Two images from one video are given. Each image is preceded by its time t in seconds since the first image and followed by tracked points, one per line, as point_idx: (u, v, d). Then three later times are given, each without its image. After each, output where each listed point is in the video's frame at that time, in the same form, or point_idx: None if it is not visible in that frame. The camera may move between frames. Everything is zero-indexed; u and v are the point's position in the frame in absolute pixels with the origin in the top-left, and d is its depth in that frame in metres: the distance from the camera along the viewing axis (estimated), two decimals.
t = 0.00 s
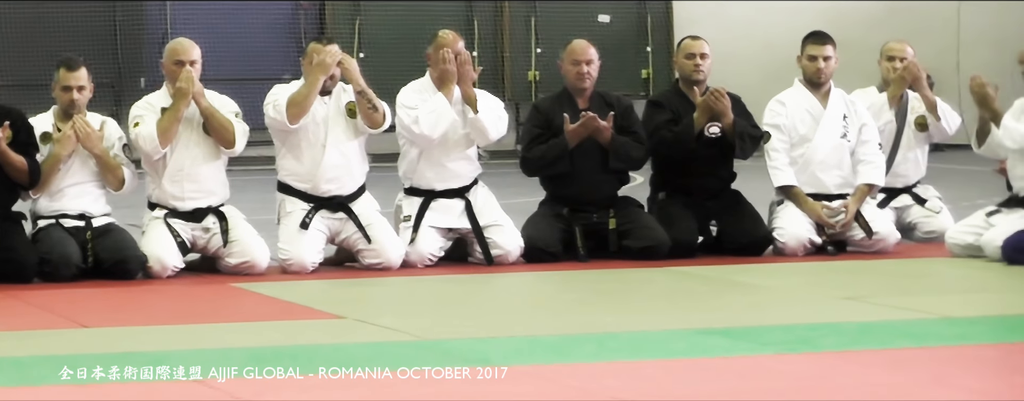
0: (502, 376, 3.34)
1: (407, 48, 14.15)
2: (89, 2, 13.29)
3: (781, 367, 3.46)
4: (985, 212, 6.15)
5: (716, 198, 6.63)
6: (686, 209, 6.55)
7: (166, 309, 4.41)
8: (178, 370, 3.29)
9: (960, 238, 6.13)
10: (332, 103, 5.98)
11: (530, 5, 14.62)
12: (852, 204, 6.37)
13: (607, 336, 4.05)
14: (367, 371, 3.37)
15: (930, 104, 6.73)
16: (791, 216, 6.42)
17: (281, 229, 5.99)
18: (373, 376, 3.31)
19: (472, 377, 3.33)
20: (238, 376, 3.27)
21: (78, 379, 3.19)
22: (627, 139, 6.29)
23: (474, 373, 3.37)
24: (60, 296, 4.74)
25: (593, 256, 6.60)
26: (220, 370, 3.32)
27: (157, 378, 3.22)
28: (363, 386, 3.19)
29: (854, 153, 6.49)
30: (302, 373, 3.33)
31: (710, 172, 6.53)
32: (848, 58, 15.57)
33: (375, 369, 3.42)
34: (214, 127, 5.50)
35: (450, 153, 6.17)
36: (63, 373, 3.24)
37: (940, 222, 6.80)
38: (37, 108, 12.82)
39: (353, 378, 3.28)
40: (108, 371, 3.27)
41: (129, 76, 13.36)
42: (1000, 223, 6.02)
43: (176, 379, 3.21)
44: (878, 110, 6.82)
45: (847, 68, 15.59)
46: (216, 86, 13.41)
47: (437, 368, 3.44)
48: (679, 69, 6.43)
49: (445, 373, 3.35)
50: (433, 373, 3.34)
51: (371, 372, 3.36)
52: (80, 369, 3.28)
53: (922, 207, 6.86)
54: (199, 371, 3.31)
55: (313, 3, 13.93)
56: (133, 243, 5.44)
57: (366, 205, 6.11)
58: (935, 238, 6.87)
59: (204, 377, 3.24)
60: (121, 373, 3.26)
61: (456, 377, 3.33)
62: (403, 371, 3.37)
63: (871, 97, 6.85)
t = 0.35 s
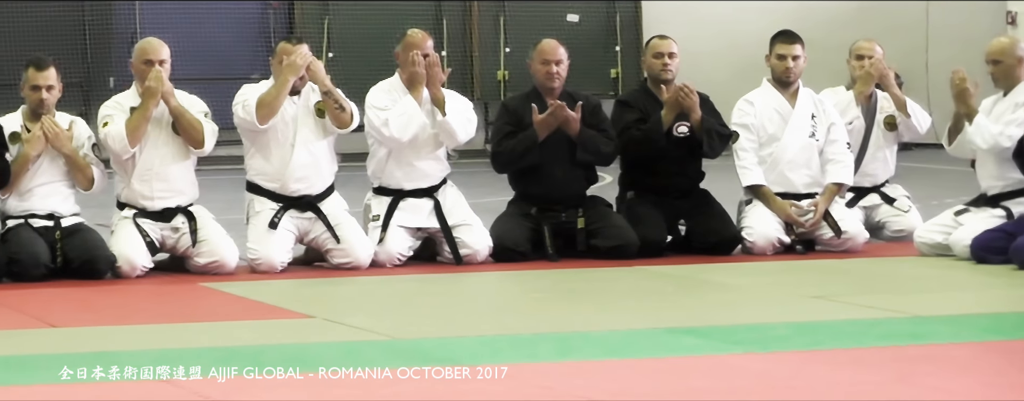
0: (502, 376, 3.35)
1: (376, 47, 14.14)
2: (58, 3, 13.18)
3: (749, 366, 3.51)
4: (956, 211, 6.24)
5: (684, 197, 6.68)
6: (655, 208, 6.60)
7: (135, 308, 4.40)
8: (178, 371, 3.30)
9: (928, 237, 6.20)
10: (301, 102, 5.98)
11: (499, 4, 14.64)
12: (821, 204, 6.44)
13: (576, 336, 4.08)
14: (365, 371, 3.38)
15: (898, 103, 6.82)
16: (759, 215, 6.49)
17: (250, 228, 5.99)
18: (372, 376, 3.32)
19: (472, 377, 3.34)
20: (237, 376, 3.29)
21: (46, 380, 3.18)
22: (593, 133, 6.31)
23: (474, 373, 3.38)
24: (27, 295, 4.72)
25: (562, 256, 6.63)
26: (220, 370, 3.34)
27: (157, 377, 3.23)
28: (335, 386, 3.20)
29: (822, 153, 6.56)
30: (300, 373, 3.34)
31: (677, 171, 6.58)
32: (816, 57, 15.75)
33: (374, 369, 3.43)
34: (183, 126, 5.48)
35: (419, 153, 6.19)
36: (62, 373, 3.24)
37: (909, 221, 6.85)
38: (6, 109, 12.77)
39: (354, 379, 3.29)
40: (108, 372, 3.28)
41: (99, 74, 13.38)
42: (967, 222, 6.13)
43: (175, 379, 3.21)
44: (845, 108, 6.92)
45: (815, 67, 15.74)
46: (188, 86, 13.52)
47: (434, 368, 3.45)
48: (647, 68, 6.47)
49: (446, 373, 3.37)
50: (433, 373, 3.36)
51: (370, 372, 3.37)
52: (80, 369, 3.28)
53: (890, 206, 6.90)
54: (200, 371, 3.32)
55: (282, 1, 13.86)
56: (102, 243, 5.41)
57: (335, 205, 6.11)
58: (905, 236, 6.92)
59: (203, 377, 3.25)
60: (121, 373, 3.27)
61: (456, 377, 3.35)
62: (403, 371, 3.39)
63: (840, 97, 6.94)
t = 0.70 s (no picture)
0: (501, 377, 3.38)
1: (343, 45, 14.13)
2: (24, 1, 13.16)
3: (718, 365, 3.56)
4: (922, 210, 6.33)
5: (651, 198, 6.75)
6: (622, 208, 6.65)
7: (102, 309, 4.39)
8: (176, 370, 3.33)
9: (895, 236, 6.29)
10: (269, 102, 5.97)
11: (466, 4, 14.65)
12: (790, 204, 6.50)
13: (542, 336, 4.11)
14: (365, 371, 3.41)
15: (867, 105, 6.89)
16: (725, 215, 6.56)
17: (217, 229, 6.00)
18: (373, 376, 3.35)
19: (472, 377, 3.37)
20: (236, 376, 3.33)
21: (14, 381, 3.18)
22: (561, 128, 6.36)
23: (474, 373, 3.41)
24: None
25: (528, 256, 6.67)
26: (220, 370, 3.38)
27: (157, 377, 3.25)
28: (309, 386, 3.22)
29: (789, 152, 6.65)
30: (299, 373, 3.37)
31: (644, 171, 6.63)
32: (784, 55, 15.83)
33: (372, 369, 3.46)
34: (151, 126, 5.46)
35: (386, 155, 6.20)
36: (62, 373, 3.26)
37: (876, 220, 6.95)
38: None
39: (353, 379, 3.32)
40: (108, 372, 3.30)
41: (66, 75, 13.32)
42: (935, 221, 6.21)
43: (176, 379, 3.24)
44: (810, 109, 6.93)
45: (782, 67, 15.83)
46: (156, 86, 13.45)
47: (433, 368, 3.48)
48: (613, 68, 6.52)
49: (445, 373, 3.40)
50: (433, 373, 3.39)
51: (369, 372, 3.40)
52: (79, 369, 3.30)
53: (857, 206, 6.99)
54: (199, 371, 3.36)
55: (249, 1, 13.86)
56: (69, 244, 5.39)
57: (303, 205, 6.11)
58: (871, 236, 7.03)
59: (203, 377, 3.29)
60: (121, 373, 3.29)
61: (455, 377, 3.38)
62: (403, 371, 3.42)
63: (807, 97, 6.97)
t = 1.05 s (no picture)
0: (501, 376, 3.42)
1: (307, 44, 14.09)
2: None
3: (682, 365, 3.62)
4: (885, 211, 6.43)
5: (615, 197, 6.79)
6: (585, 209, 6.70)
7: (65, 309, 4.39)
8: (177, 370, 3.38)
9: (858, 236, 6.37)
10: (233, 103, 5.97)
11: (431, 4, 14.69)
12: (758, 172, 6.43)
13: (506, 336, 4.14)
14: (365, 370, 3.45)
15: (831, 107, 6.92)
16: (689, 217, 6.60)
17: (181, 229, 6.00)
18: (377, 376, 3.40)
19: (472, 377, 3.41)
20: (236, 376, 3.36)
21: None
22: (525, 124, 6.39)
23: (474, 373, 3.45)
24: None
25: (492, 256, 6.69)
26: (220, 370, 3.42)
27: (158, 376, 3.30)
28: (278, 386, 3.24)
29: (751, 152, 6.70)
30: (299, 373, 3.41)
31: (608, 172, 6.69)
32: (747, 57, 15.84)
33: (373, 369, 3.50)
34: (115, 127, 5.44)
35: (351, 155, 6.21)
36: (63, 373, 3.30)
37: (840, 220, 7.05)
38: None
39: (354, 379, 3.36)
40: (108, 372, 3.33)
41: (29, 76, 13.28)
42: (898, 221, 6.32)
43: (176, 379, 3.29)
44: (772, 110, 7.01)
45: (745, 67, 15.85)
46: (121, 88, 13.42)
47: (434, 368, 3.52)
48: (577, 68, 6.56)
49: (445, 373, 3.44)
50: (433, 373, 3.43)
51: (370, 371, 3.44)
52: (80, 369, 3.33)
53: (820, 206, 7.08)
54: (200, 371, 3.40)
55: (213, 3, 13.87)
56: (33, 245, 5.36)
57: (267, 206, 6.11)
58: (834, 236, 7.12)
59: (203, 376, 3.33)
60: (122, 372, 3.33)
61: (455, 376, 3.41)
62: (403, 371, 3.46)
63: (770, 98, 7.01)
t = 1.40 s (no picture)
0: (501, 377, 3.49)
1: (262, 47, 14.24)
2: None
3: (639, 366, 3.69)
4: (838, 211, 6.53)
5: (570, 198, 6.86)
6: (538, 209, 6.76)
7: (18, 311, 4.38)
8: (177, 370, 3.45)
9: (811, 237, 6.46)
10: (186, 105, 5.96)
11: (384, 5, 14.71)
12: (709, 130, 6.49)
13: (461, 337, 4.19)
14: (366, 370, 3.52)
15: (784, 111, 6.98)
16: (643, 217, 6.69)
17: (134, 230, 5.99)
18: (372, 376, 3.46)
19: (472, 377, 3.48)
20: (236, 376, 3.42)
21: None
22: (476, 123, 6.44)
23: (474, 373, 3.52)
24: None
25: (446, 256, 6.73)
26: (220, 370, 3.47)
27: (158, 376, 3.37)
28: (232, 387, 3.27)
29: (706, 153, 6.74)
30: (299, 373, 3.46)
31: (562, 172, 6.75)
32: (700, 57, 15.93)
33: (374, 369, 3.57)
34: (69, 128, 5.42)
35: (305, 156, 6.21)
36: (63, 373, 3.36)
37: (792, 221, 7.19)
38: None
39: (355, 379, 3.43)
40: (108, 372, 3.40)
41: None
42: (851, 221, 6.43)
43: (175, 379, 3.35)
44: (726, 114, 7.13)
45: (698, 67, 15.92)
46: (76, 89, 13.43)
47: (435, 368, 3.58)
48: (531, 69, 6.60)
49: (445, 373, 3.50)
50: (433, 373, 3.49)
51: (370, 372, 3.50)
52: (79, 369, 3.39)
53: (774, 207, 7.21)
54: (199, 371, 3.46)
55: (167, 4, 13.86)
56: None
57: (220, 207, 6.10)
58: (787, 236, 7.28)
59: (203, 377, 3.39)
60: (121, 372, 3.39)
61: (455, 376, 3.48)
62: (403, 371, 3.52)
63: (723, 100, 7.13)
